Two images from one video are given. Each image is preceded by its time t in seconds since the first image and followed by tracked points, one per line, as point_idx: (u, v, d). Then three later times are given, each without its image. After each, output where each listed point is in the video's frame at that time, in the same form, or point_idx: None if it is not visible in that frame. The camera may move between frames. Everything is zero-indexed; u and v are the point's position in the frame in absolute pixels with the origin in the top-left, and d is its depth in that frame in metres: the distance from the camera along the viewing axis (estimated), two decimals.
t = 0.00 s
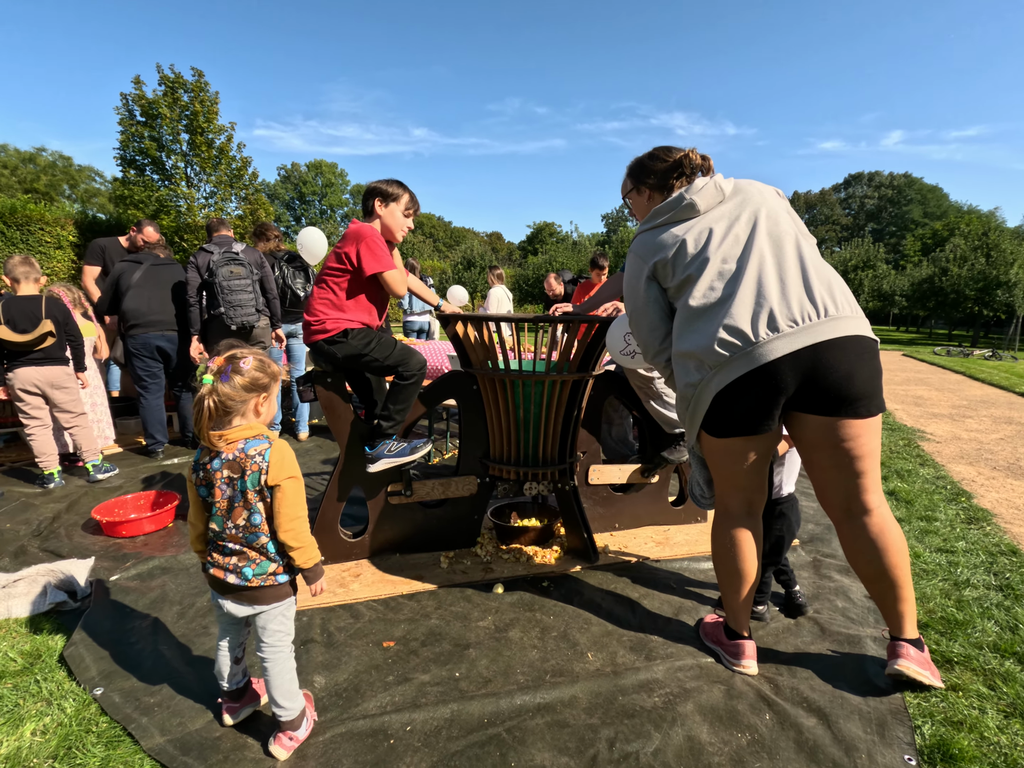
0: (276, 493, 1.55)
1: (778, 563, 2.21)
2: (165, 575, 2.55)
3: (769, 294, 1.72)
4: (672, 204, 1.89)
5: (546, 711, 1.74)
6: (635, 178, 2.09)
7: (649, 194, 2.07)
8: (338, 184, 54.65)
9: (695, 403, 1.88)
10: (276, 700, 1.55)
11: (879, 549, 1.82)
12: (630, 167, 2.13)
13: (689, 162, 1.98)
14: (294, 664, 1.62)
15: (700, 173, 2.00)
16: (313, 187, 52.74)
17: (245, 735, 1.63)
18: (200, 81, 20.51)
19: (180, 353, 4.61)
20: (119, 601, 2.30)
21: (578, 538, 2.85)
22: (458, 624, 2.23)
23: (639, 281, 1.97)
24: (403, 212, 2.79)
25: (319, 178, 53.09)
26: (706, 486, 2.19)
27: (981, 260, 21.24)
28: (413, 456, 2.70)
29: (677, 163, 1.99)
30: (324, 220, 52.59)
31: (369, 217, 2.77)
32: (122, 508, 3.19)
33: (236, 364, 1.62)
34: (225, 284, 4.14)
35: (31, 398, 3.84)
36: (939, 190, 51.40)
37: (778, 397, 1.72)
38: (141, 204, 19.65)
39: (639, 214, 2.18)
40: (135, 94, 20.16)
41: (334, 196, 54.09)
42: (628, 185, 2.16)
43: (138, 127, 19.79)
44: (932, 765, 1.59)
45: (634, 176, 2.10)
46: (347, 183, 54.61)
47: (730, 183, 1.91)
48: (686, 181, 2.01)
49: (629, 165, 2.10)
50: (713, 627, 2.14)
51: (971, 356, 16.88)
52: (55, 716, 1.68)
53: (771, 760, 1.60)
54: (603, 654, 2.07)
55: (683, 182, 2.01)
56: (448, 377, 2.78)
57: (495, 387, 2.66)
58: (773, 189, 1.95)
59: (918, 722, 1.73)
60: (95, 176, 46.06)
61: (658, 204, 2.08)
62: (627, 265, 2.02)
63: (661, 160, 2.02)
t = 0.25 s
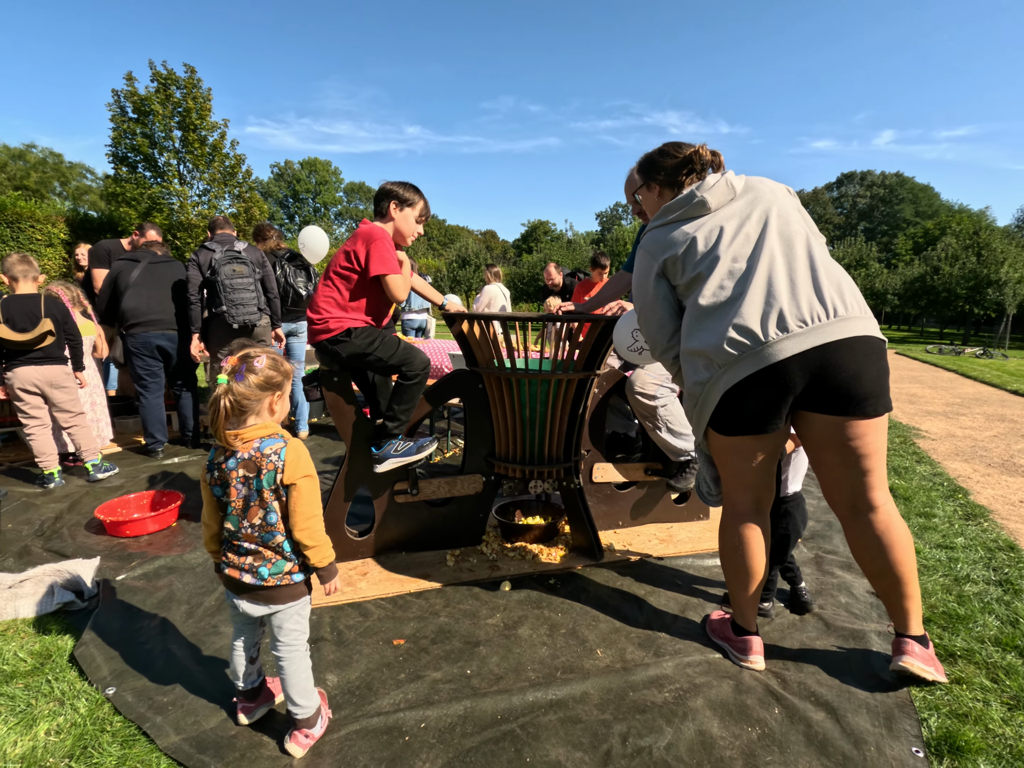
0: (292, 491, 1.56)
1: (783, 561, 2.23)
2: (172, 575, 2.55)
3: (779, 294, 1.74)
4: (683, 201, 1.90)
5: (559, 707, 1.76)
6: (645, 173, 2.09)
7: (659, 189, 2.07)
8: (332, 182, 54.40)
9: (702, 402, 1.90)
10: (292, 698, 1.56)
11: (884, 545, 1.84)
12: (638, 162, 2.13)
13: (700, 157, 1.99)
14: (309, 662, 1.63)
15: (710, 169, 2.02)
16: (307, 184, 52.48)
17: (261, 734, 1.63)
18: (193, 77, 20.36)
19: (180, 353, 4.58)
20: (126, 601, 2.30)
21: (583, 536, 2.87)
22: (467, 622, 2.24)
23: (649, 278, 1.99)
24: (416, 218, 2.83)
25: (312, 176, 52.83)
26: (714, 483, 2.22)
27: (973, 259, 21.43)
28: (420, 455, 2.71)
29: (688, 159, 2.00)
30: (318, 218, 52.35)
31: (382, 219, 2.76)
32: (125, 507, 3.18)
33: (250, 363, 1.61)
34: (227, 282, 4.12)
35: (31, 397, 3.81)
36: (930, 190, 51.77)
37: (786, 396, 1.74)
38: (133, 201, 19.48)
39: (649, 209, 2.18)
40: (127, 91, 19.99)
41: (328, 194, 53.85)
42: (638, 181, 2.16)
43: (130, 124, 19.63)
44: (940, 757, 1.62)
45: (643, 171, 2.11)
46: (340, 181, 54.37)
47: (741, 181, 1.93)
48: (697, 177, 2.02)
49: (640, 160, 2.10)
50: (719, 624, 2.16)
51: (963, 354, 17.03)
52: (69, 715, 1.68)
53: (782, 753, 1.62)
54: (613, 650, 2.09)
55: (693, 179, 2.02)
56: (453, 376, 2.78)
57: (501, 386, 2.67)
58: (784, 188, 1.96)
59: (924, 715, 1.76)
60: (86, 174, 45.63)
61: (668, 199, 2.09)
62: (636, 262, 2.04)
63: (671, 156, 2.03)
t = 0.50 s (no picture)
0: (305, 492, 1.56)
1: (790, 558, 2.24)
2: (177, 575, 2.55)
3: (789, 298, 1.75)
4: (703, 195, 1.90)
5: (570, 705, 1.77)
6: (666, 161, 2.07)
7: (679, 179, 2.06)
8: (326, 180, 54.21)
9: (706, 399, 1.93)
10: (305, 698, 1.56)
11: (888, 544, 1.84)
12: (660, 149, 2.11)
13: (721, 149, 1.98)
14: (323, 662, 1.63)
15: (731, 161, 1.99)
16: (301, 183, 52.27)
17: (274, 733, 1.64)
18: (187, 75, 20.23)
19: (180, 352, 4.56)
20: (133, 601, 2.29)
21: (587, 535, 2.89)
22: (475, 621, 2.25)
23: (662, 272, 2.01)
24: (425, 222, 2.85)
25: (307, 174, 52.63)
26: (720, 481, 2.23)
27: (965, 258, 21.60)
28: (426, 454, 2.71)
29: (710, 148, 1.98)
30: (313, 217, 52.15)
31: (393, 222, 2.76)
32: (127, 508, 3.17)
33: (260, 364, 1.61)
34: (231, 282, 4.11)
35: (30, 397, 3.79)
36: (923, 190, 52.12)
37: (791, 398, 1.76)
38: (127, 200, 19.35)
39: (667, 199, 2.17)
40: (120, 89, 19.86)
41: (323, 193, 53.66)
42: (659, 168, 2.14)
43: (123, 122, 19.49)
44: (948, 752, 1.64)
45: (663, 160, 2.09)
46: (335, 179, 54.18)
47: (762, 177, 1.92)
48: (717, 168, 2.01)
49: (661, 148, 2.08)
50: (726, 622, 2.18)
51: (955, 353, 17.18)
52: (80, 716, 1.68)
53: (792, 749, 1.64)
54: (621, 648, 2.10)
55: (713, 170, 2.00)
56: (458, 376, 2.77)
57: (506, 385, 2.67)
58: (805, 185, 1.96)
59: (931, 711, 1.79)
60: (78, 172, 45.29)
61: (686, 190, 2.08)
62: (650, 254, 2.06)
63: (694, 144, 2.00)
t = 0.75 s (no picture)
0: (313, 489, 1.57)
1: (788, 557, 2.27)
2: (182, 574, 2.55)
3: (801, 300, 1.77)
4: (727, 188, 1.91)
5: (577, 700, 1.78)
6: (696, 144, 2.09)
7: (707, 163, 2.09)
8: (322, 180, 54.08)
9: (710, 395, 1.96)
10: (315, 694, 1.57)
11: (883, 547, 1.86)
12: (689, 132, 2.13)
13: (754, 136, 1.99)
14: (332, 659, 1.64)
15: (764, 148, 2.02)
16: (297, 183, 52.14)
17: (283, 729, 1.64)
18: (182, 74, 20.16)
19: (179, 352, 4.55)
20: (138, 600, 2.30)
21: (591, 533, 2.90)
22: (480, 618, 2.26)
23: (680, 262, 2.03)
24: (435, 228, 2.86)
25: (302, 174, 52.50)
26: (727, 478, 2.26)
27: (959, 258, 21.74)
28: (431, 453, 2.72)
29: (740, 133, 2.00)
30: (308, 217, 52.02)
31: (403, 225, 2.77)
32: (129, 507, 3.17)
33: (269, 362, 1.61)
34: (233, 282, 4.11)
35: (29, 396, 3.77)
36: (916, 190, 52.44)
37: (795, 399, 1.79)
38: (122, 200, 19.27)
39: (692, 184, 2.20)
40: (115, 88, 19.77)
41: (319, 193, 53.55)
42: (686, 152, 2.17)
43: (118, 121, 19.41)
44: (950, 744, 1.66)
45: (691, 142, 2.11)
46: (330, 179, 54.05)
47: (789, 172, 1.92)
48: (745, 156, 2.03)
49: (690, 130, 2.10)
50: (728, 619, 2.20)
51: (949, 353, 17.29)
52: (89, 713, 1.69)
53: (797, 742, 1.66)
54: (626, 644, 2.12)
55: (742, 159, 2.04)
56: (461, 375, 2.78)
57: (509, 384, 2.68)
58: (832, 184, 1.95)
59: (933, 704, 1.81)
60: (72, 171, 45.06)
61: (712, 175, 2.11)
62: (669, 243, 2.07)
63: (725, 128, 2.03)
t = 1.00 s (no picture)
0: (318, 492, 1.57)
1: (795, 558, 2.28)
2: (184, 575, 2.55)
3: (817, 301, 1.78)
4: (749, 186, 1.92)
5: (581, 700, 1.79)
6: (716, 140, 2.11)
7: (726, 159, 2.11)
8: (318, 181, 54.00)
9: (723, 392, 1.97)
10: (321, 696, 1.57)
11: (891, 556, 1.87)
12: (710, 126, 2.15)
13: (777, 133, 1.99)
14: (337, 661, 1.64)
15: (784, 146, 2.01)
16: (293, 184, 52.05)
17: (289, 731, 1.65)
18: (178, 74, 20.10)
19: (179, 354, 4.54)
20: (141, 602, 2.29)
21: (593, 534, 2.91)
22: (484, 619, 2.27)
23: (698, 258, 2.04)
24: (436, 232, 2.87)
25: (299, 175, 52.41)
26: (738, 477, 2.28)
27: (954, 259, 21.85)
28: (439, 453, 2.74)
29: (763, 130, 2.02)
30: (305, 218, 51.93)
31: (404, 229, 2.79)
32: (130, 508, 3.16)
33: (273, 366, 1.61)
34: (233, 283, 4.11)
35: (28, 398, 3.76)
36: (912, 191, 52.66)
37: (806, 399, 1.80)
38: (118, 200, 19.21)
39: (711, 178, 2.22)
40: (111, 88, 19.71)
41: (315, 194, 53.46)
42: (705, 146, 2.19)
43: (114, 122, 19.35)
44: (953, 742, 1.68)
45: (713, 136, 2.13)
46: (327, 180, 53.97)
47: (810, 173, 1.93)
48: (766, 153, 2.04)
49: (710, 124, 2.13)
50: (730, 619, 2.21)
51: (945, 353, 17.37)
52: (94, 716, 1.69)
53: (800, 741, 1.67)
54: (629, 644, 2.13)
55: (762, 156, 2.04)
56: (464, 376, 2.78)
57: (511, 386, 2.69)
58: (852, 186, 1.96)
59: (934, 703, 1.83)
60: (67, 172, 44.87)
61: (731, 171, 2.13)
62: (688, 240, 2.09)
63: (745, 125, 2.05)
